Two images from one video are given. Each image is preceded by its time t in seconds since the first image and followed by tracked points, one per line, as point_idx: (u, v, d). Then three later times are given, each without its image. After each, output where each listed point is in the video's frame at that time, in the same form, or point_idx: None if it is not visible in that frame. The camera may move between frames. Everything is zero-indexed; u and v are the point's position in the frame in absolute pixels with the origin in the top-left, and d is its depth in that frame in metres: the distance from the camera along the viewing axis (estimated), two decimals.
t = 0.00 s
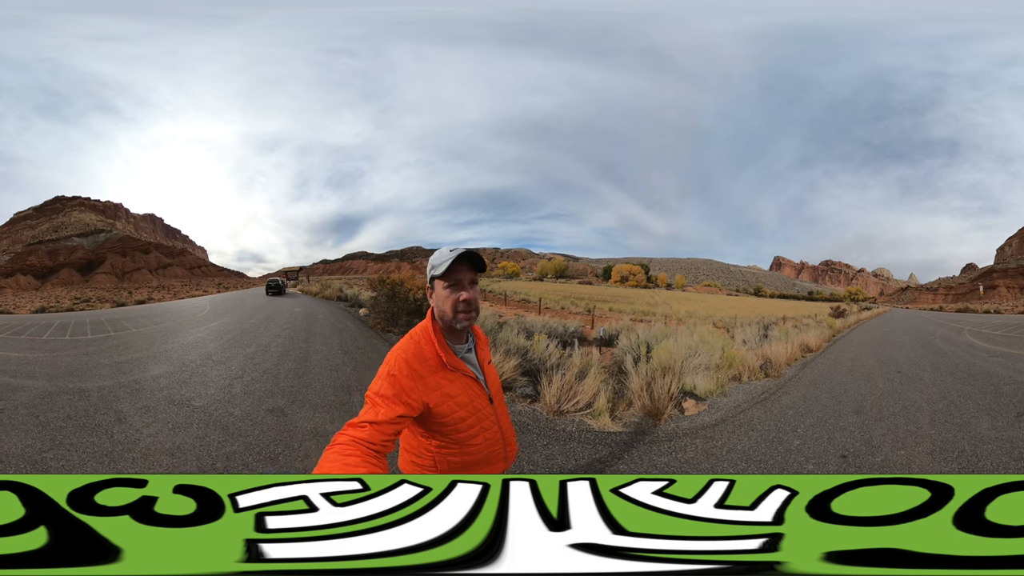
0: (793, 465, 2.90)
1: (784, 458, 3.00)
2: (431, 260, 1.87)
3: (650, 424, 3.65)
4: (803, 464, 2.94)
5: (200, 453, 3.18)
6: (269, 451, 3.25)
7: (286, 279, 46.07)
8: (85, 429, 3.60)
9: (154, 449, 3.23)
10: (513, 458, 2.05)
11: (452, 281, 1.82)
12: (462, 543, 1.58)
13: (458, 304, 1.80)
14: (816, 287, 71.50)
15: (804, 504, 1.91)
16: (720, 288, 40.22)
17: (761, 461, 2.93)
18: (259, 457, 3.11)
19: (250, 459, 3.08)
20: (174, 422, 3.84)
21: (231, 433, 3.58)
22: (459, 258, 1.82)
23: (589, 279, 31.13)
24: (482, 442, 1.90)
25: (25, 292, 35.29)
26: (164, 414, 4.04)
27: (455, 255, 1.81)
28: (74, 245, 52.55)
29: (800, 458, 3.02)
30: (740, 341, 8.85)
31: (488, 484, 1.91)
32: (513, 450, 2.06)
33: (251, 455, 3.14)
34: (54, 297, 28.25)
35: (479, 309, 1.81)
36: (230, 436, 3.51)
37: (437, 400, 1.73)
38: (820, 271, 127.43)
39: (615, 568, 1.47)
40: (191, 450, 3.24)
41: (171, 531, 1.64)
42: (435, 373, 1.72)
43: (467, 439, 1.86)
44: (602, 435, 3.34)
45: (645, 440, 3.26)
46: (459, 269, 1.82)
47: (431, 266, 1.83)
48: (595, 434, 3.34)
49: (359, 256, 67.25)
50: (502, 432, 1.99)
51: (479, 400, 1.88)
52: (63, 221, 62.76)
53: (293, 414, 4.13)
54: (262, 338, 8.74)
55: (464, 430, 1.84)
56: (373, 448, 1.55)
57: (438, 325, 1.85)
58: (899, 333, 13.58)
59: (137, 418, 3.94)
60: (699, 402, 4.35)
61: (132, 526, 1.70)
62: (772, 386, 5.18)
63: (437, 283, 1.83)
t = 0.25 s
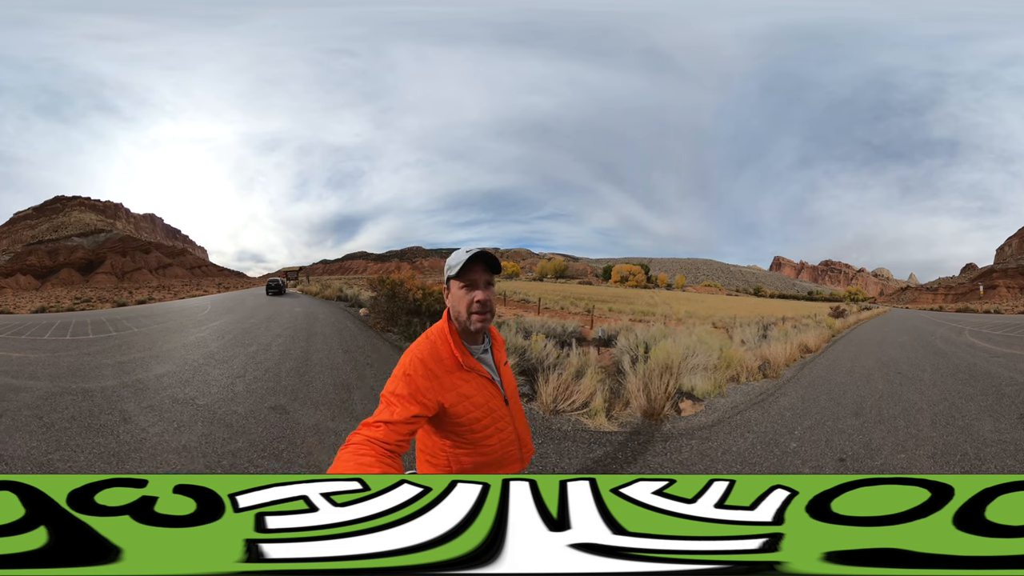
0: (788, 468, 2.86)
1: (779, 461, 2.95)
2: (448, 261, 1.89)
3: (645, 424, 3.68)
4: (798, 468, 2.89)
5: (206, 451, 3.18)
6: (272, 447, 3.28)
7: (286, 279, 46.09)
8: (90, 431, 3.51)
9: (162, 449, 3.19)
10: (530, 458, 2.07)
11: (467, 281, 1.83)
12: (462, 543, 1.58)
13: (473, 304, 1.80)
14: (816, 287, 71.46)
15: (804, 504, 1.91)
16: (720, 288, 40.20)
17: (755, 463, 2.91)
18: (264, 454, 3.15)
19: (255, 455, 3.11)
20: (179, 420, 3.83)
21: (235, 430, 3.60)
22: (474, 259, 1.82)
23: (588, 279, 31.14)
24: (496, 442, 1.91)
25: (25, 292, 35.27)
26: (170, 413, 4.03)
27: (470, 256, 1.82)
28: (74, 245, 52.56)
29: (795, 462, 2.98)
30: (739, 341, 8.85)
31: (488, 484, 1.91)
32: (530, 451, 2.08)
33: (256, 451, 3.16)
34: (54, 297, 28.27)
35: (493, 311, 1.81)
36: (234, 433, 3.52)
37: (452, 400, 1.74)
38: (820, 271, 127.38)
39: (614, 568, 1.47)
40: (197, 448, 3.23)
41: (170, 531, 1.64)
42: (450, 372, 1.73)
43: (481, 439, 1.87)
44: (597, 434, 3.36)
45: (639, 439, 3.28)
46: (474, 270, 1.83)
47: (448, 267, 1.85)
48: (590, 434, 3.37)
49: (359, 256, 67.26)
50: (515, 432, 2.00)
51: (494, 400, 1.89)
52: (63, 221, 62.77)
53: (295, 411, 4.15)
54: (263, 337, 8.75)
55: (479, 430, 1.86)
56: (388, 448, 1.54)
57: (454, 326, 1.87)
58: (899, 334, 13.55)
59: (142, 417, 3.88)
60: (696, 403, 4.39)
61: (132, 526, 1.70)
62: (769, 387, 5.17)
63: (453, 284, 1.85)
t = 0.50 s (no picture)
0: (781, 470, 2.82)
1: (773, 462, 2.93)
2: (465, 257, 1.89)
3: (640, 422, 3.70)
4: (792, 468, 2.86)
5: (213, 449, 3.18)
6: (277, 443, 3.29)
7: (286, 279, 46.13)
8: (95, 431, 3.50)
9: (170, 448, 3.16)
10: (535, 458, 2.02)
11: (484, 278, 1.82)
12: (462, 543, 1.58)
13: (489, 301, 1.80)
14: (816, 287, 71.44)
15: (804, 504, 1.91)
16: (720, 288, 40.20)
17: (748, 464, 2.90)
18: (270, 450, 3.16)
19: (261, 452, 3.13)
20: (184, 420, 3.81)
21: (241, 427, 3.62)
22: (491, 256, 1.82)
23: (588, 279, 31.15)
24: (509, 441, 1.89)
25: (25, 291, 35.28)
26: (175, 412, 4.02)
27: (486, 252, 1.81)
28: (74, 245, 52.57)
29: (789, 462, 2.95)
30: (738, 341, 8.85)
31: (488, 484, 1.90)
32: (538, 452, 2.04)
33: (262, 449, 3.18)
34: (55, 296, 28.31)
35: (509, 308, 1.81)
36: (240, 431, 3.53)
37: (467, 397, 1.73)
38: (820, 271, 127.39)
39: (614, 568, 1.48)
40: (204, 446, 3.22)
41: (170, 531, 1.64)
42: (467, 367, 1.73)
43: (495, 437, 1.85)
44: (592, 432, 3.39)
45: (635, 437, 3.30)
46: (491, 267, 1.82)
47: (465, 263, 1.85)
48: (585, 431, 3.40)
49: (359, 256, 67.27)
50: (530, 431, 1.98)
51: (508, 398, 1.87)
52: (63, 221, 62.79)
53: (299, 408, 4.17)
54: (265, 336, 8.77)
55: (492, 428, 1.84)
56: (401, 441, 1.55)
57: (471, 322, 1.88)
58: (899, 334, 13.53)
59: (148, 417, 3.87)
60: (693, 402, 4.40)
61: (132, 526, 1.70)
62: (767, 386, 5.18)
63: (470, 280, 1.85)
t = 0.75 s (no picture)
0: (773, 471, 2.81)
1: (765, 463, 2.92)
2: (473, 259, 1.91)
3: (635, 420, 3.73)
4: (783, 469, 2.85)
5: (220, 447, 3.17)
6: (283, 441, 3.30)
7: (286, 279, 46.18)
8: (100, 432, 3.48)
9: (177, 448, 3.14)
10: (547, 459, 2.04)
11: (491, 277, 1.83)
12: (461, 542, 1.58)
13: (496, 300, 1.81)
14: (816, 287, 71.43)
15: (804, 504, 1.91)
16: (720, 288, 40.24)
17: (741, 464, 2.90)
18: (276, 447, 3.17)
19: (267, 449, 3.13)
20: (189, 420, 3.80)
21: (247, 426, 3.62)
22: (496, 255, 1.83)
23: (588, 280, 31.16)
24: (519, 442, 1.89)
25: (24, 291, 35.28)
26: (180, 412, 4.02)
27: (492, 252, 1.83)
28: (74, 245, 52.58)
29: (781, 463, 2.94)
30: (737, 341, 8.84)
31: (488, 484, 1.90)
32: (547, 452, 2.05)
33: (269, 446, 3.18)
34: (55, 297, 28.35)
35: (515, 306, 1.81)
36: (245, 429, 3.53)
37: (476, 398, 1.72)
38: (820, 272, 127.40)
39: (614, 568, 1.48)
40: (211, 446, 3.20)
41: (170, 531, 1.64)
42: (475, 369, 1.72)
43: (504, 438, 1.85)
44: (589, 429, 3.44)
45: (631, 435, 3.33)
46: (497, 266, 1.84)
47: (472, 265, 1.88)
48: (582, 428, 3.45)
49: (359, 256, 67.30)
50: (539, 431, 1.98)
51: (518, 399, 1.87)
52: (63, 221, 62.80)
53: (303, 405, 4.17)
54: (267, 335, 8.78)
55: (502, 429, 1.84)
56: (408, 443, 1.56)
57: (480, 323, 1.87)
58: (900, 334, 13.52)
59: (153, 417, 3.87)
60: (689, 400, 4.41)
61: (132, 526, 1.70)
62: (764, 387, 5.19)
63: (478, 281, 1.86)
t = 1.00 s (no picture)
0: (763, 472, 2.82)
1: (755, 464, 2.93)
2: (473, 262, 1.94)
3: (630, 419, 3.75)
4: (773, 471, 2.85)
5: (229, 448, 3.15)
6: (291, 439, 3.30)
7: (286, 279, 46.20)
8: (106, 436, 3.47)
9: (187, 450, 3.12)
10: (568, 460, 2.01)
11: (489, 278, 1.84)
12: (461, 542, 1.58)
13: (495, 300, 1.81)
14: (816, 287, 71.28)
15: (804, 504, 1.91)
16: (720, 288, 40.25)
17: (732, 464, 2.91)
18: (285, 446, 3.17)
19: (278, 448, 3.13)
20: (196, 421, 3.79)
21: (253, 425, 3.62)
22: (493, 256, 1.84)
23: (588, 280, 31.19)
24: (535, 446, 1.85)
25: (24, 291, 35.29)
26: (186, 413, 4.02)
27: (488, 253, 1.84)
28: (74, 245, 52.58)
29: (772, 465, 2.93)
30: (736, 341, 8.85)
31: (488, 484, 1.90)
32: (569, 453, 2.03)
33: (278, 445, 3.18)
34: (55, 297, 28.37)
35: (515, 305, 1.81)
36: (252, 429, 3.53)
37: (486, 405, 1.67)
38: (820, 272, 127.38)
39: (614, 568, 1.48)
40: (219, 448, 3.17)
41: (170, 531, 1.64)
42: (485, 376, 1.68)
43: (520, 443, 1.81)
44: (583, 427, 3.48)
45: (624, 434, 3.37)
46: (495, 267, 1.84)
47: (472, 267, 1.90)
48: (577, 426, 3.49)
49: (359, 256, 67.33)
50: (556, 436, 1.92)
51: (532, 403, 1.82)
52: (63, 220, 62.77)
53: (308, 404, 4.17)
54: (268, 335, 8.78)
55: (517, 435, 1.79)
56: (416, 452, 1.57)
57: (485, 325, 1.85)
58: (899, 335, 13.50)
59: (159, 419, 3.86)
60: (684, 400, 4.42)
61: (132, 526, 1.69)
62: (760, 387, 5.19)
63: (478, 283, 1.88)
